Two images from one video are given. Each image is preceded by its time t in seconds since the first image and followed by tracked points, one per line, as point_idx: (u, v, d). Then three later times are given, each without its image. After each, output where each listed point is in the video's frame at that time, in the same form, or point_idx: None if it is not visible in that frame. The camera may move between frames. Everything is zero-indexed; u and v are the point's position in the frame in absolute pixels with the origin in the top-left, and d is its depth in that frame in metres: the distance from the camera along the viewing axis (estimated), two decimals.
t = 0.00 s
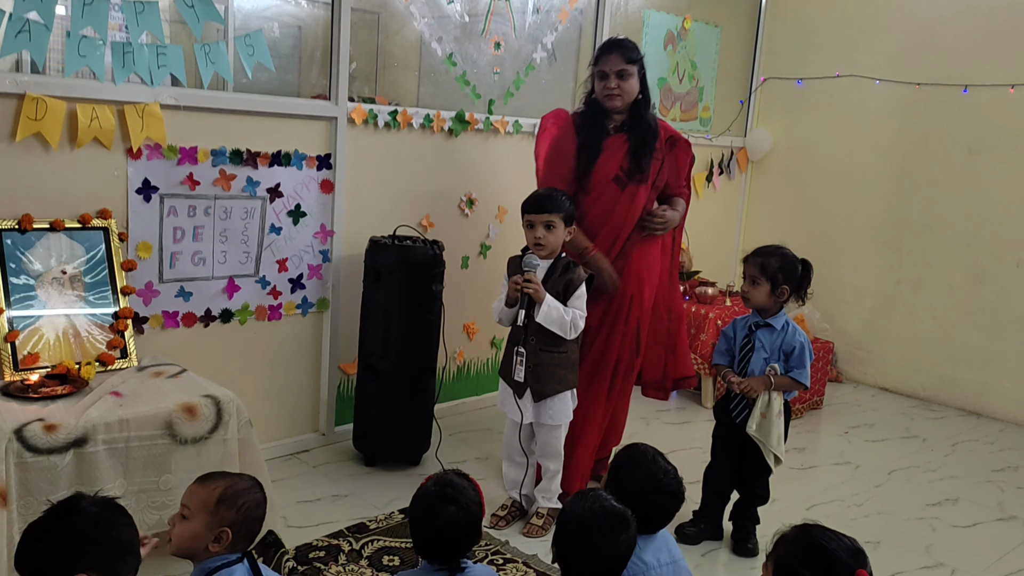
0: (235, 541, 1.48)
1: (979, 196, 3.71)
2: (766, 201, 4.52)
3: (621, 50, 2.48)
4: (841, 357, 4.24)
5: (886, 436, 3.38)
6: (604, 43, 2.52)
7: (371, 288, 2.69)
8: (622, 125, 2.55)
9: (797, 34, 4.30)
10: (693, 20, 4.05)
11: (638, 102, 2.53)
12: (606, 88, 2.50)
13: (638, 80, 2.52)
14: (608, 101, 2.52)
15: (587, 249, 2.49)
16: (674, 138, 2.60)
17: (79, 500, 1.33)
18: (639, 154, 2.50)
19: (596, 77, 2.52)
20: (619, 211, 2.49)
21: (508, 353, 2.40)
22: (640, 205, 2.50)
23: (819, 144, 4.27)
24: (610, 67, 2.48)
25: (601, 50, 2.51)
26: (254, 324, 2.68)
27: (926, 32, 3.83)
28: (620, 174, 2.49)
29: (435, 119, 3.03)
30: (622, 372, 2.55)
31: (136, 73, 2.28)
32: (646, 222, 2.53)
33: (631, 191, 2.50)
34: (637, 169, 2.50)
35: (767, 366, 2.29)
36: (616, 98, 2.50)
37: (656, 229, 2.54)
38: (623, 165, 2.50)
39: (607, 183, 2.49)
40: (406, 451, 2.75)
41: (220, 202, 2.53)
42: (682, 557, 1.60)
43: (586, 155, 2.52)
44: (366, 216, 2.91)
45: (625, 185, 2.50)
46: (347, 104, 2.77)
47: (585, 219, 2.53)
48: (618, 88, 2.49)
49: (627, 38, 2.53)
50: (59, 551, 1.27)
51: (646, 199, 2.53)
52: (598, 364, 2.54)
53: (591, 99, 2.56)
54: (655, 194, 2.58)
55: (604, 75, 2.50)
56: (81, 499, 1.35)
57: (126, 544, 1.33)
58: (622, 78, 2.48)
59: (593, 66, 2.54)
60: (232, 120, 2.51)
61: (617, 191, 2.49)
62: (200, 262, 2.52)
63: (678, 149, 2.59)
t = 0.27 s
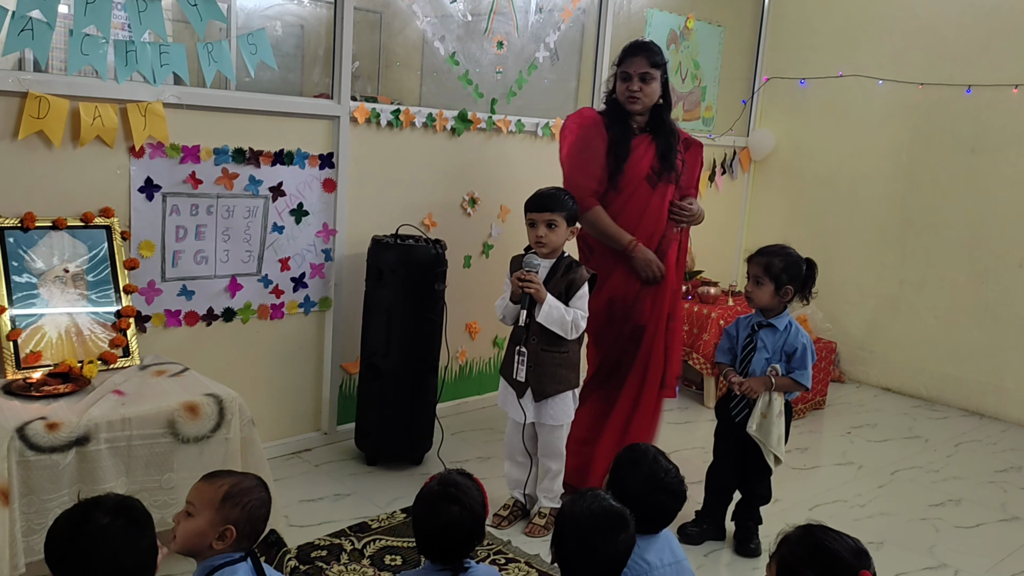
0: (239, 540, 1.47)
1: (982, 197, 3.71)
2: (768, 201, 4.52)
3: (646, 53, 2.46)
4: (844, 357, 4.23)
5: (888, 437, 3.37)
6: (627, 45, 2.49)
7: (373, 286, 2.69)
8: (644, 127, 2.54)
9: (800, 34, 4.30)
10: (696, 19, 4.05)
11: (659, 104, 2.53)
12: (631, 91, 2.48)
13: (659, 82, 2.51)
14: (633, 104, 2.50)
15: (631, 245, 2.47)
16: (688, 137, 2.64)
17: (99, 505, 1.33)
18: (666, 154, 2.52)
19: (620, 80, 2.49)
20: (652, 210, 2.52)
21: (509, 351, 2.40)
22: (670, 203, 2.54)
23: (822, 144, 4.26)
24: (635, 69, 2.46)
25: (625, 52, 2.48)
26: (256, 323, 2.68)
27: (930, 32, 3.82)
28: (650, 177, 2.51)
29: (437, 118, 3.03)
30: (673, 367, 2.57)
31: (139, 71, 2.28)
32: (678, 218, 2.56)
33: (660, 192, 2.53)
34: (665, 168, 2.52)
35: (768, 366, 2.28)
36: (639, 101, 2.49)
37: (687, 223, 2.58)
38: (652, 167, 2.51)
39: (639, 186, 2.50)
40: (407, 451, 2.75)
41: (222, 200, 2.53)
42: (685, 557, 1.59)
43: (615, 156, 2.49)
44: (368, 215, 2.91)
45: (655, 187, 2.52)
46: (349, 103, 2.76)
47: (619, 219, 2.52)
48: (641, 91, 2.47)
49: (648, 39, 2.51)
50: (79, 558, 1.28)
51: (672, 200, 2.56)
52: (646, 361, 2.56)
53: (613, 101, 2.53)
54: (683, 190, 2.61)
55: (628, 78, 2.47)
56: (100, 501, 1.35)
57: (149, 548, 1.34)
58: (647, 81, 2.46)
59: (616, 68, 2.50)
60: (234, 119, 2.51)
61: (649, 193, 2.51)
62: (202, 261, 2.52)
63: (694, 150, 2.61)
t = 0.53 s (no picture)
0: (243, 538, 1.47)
1: (986, 196, 3.70)
2: (771, 200, 4.51)
3: (682, 55, 2.42)
4: (847, 357, 4.22)
5: (892, 436, 3.36)
6: (660, 47, 2.45)
7: (376, 285, 2.69)
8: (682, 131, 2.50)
9: (804, 32, 4.29)
10: (699, 18, 4.04)
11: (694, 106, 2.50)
12: (669, 92, 2.43)
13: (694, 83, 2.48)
14: (672, 106, 2.45)
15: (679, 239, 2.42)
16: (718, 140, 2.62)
17: (66, 521, 1.26)
18: (704, 160, 2.49)
19: (656, 82, 2.45)
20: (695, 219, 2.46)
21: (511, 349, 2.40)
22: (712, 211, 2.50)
23: (826, 143, 4.25)
24: (671, 70, 2.42)
25: (660, 54, 2.44)
26: (259, 321, 2.67)
27: (934, 30, 3.81)
28: (694, 182, 2.46)
29: (440, 116, 3.02)
30: (722, 370, 2.55)
31: (141, 69, 2.27)
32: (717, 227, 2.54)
33: (704, 197, 2.49)
34: (706, 176, 2.49)
35: (770, 365, 2.28)
36: (676, 103, 2.44)
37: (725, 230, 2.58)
38: (695, 172, 2.47)
39: (686, 191, 2.45)
40: (409, 450, 2.74)
41: (225, 199, 2.52)
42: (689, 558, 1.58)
43: (659, 159, 2.42)
44: (371, 213, 2.90)
45: (699, 192, 2.47)
46: (352, 101, 2.75)
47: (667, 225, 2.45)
48: (679, 92, 2.43)
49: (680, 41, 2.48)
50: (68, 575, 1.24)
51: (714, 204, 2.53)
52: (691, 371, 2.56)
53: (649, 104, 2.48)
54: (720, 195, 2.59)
55: (665, 80, 2.43)
56: (66, 513, 1.28)
57: (128, 538, 1.29)
58: (684, 82, 2.43)
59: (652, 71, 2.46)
60: (237, 117, 2.50)
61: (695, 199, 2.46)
62: (204, 259, 2.51)
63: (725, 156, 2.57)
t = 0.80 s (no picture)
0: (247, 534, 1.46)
1: (993, 192, 3.68)
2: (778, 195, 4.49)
3: (743, 45, 2.36)
4: (852, 352, 4.22)
5: (896, 432, 3.36)
6: (719, 37, 2.39)
7: (381, 275, 2.68)
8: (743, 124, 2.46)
9: (812, 26, 4.26)
10: (707, 10, 4.02)
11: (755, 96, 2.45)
12: (733, 85, 2.38)
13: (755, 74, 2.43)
14: (734, 99, 2.40)
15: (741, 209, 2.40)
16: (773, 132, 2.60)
17: (45, 519, 1.23)
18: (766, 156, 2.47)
19: (718, 73, 2.39)
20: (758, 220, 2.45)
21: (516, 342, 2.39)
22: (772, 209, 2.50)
23: (833, 137, 4.23)
24: (734, 62, 2.36)
25: (720, 45, 2.38)
26: (263, 311, 2.67)
27: (943, 25, 3.78)
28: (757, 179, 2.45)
29: (446, 107, 3.01)
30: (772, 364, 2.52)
31: (147, 57, 2.27)
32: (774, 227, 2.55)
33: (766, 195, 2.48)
34: (767, 173, 2.48)
35: (777, 360, 2.27)
36: (741, 96, 2.40)
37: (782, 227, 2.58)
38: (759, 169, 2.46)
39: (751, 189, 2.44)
40: (413, 440, 2.75)
41: (230, 188, 2.52)
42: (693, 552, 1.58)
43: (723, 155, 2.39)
44: (376, 204, 2.89)
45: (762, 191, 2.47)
46: (359, 91, 2.74)
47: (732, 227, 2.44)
48: (742, 84, 2.39)
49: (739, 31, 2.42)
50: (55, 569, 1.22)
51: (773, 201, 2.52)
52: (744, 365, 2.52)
53: (709, 97, 2.43)
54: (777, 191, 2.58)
55: (728, 73, 2.38)
56: (48, 504, 1.25)
57: (107, 540, 1.25)
58: (747, 74, 2.38)
59: (713, 62, 2.40)
60: (243, 106, 2.49)
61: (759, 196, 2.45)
62: (209, 248, 2.51)
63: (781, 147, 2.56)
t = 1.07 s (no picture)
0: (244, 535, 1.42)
1: (995, 189, 3.67)
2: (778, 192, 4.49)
3: (803, 43, 2.35)
4: (853, 350, 4.22)
5: (897, 430, 3.36)
6: (777, 35, 2.38)
7: (381, 273, 2.69)
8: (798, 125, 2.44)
9: (812, 23, 4.26)
10: (708, 7, 4.01)
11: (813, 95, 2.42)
12: (790, 83, 2.37)
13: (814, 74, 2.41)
14: (790, 98, 2.39)
15: (805, 186, 2.33)
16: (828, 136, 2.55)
17: (26, 528, 1.16)
18: (820, 157, 2.44)
19: (775, 72, 2.37)
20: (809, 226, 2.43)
21: (518, 342, 2.39)
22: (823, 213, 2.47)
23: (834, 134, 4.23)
24: (794, 60, 2.35)
25: (778, 43, 2.37)
26: (264, 310, 2.67)
27: (945, 21, 3.77)
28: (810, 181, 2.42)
29: (447, 105, 3.01)
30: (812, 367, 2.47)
31: (148, 55, 2.27)
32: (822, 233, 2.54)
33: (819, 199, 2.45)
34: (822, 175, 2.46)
35: (784, 359, 2.27)
36: (798, 96, 2.38)
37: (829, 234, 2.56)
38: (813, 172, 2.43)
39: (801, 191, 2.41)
40: (415, 438, 2.75)
41: (231, 186, 2.52)
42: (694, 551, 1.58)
43: (777, 155, 2.37)
44: (377, 202, 2.89)
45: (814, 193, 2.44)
46: (359, 90, 2.74)
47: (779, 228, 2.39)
48: (800, 83, 2.37)
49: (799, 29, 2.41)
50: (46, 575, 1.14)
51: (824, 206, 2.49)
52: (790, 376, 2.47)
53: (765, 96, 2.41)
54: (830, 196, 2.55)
55: (785, 71, 2.36)
56: (28, 513, 1.18)
57: (81, 558, 1.16)
58: (805, 73, 2.36)
59: (771, 60, 2.38)
60: (243, 104, 2.49)
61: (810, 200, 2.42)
62: (210, 247, 2.51)
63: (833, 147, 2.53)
